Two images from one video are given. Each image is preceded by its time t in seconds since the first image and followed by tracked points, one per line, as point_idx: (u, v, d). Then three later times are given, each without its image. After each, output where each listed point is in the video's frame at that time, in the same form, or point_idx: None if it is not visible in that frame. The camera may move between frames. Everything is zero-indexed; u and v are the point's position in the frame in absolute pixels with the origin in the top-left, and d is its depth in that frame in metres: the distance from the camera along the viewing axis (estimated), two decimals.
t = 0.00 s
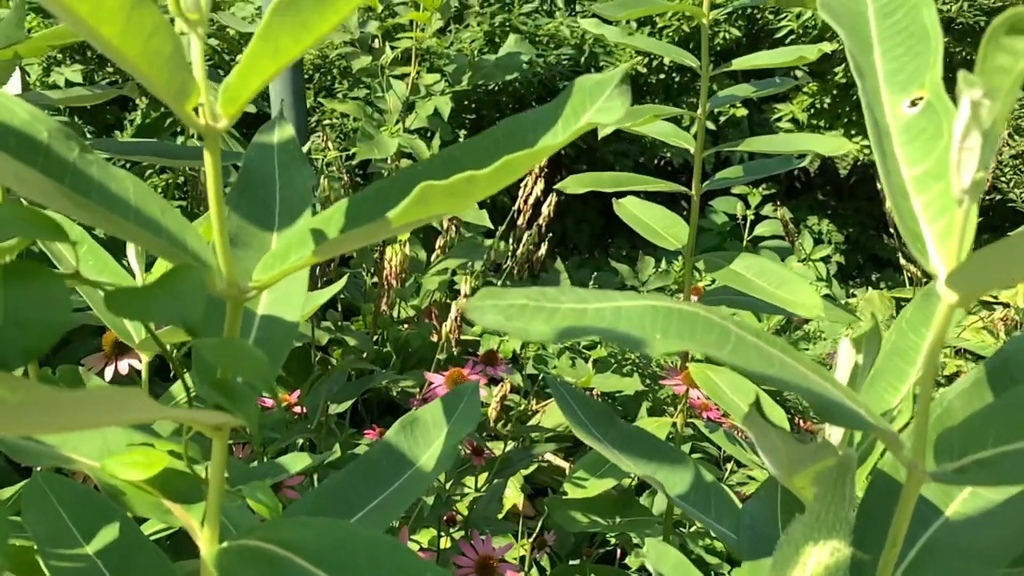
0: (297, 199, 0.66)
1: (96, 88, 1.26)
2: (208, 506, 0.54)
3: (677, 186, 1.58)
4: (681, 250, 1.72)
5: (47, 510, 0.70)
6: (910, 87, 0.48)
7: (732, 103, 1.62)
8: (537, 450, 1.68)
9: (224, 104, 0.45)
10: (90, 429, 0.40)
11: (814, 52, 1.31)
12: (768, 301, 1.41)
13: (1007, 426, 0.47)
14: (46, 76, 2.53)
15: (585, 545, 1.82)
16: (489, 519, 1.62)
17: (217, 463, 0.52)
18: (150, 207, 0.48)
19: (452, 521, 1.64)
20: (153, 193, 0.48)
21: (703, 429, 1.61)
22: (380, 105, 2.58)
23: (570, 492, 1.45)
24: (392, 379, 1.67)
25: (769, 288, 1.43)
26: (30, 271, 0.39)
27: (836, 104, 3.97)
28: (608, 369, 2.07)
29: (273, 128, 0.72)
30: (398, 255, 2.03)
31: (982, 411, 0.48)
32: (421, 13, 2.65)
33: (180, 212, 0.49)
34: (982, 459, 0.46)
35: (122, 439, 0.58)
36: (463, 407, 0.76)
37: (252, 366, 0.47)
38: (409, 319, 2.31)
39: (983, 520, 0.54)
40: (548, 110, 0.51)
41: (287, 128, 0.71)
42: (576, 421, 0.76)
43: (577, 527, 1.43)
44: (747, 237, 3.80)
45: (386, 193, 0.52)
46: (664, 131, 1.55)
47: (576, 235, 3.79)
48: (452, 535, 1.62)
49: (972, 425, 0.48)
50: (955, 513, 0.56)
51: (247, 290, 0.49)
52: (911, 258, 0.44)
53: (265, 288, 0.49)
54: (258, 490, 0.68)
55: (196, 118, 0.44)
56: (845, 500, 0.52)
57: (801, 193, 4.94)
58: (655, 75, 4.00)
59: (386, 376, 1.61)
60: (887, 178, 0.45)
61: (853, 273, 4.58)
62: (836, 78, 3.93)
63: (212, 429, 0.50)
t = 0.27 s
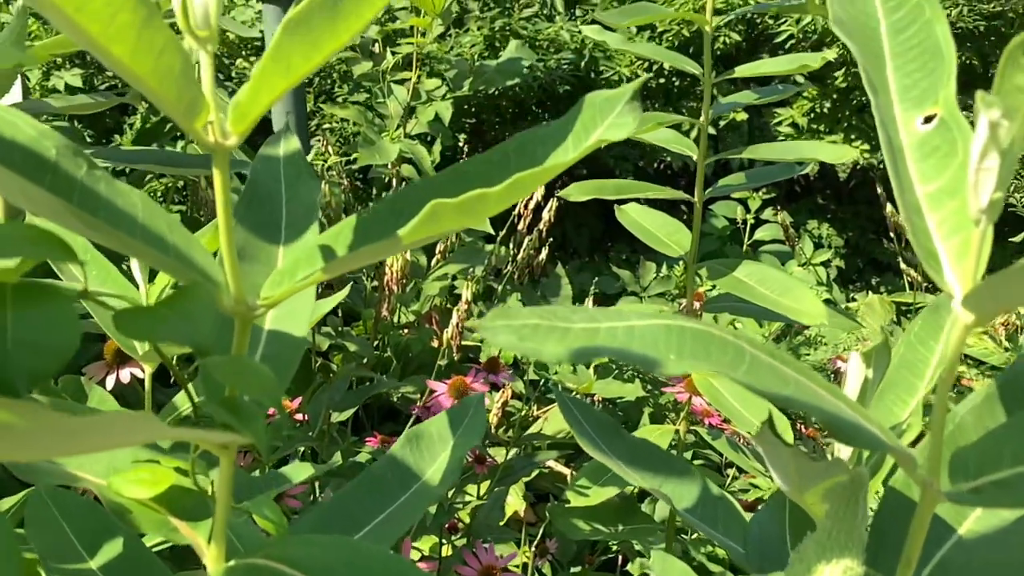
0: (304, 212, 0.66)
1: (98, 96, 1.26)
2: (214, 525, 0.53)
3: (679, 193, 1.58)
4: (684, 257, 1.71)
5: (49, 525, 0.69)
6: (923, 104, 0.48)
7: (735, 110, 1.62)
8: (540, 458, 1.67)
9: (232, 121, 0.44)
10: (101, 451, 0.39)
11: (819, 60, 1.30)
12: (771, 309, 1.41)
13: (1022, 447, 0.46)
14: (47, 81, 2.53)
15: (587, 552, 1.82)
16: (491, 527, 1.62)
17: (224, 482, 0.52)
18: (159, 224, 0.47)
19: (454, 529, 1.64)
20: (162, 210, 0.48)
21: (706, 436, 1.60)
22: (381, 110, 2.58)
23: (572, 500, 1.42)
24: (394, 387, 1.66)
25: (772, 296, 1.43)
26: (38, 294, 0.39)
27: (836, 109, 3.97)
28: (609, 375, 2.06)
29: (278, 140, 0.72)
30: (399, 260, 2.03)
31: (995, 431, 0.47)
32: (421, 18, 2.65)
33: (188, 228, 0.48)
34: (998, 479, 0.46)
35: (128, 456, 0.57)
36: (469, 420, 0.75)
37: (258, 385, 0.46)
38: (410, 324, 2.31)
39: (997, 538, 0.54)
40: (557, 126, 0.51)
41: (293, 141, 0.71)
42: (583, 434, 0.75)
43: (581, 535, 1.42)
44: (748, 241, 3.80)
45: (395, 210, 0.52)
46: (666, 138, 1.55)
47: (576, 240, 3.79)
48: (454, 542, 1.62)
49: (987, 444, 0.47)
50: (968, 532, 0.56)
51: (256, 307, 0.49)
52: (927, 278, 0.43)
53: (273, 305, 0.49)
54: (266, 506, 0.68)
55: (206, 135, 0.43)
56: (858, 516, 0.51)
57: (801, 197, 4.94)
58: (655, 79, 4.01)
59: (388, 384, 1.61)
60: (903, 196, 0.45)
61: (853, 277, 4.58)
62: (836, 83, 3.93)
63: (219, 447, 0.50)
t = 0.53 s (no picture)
0: (311, 224, 0.66)
1: (99, 104, 1.25)
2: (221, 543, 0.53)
3: (682, 201, 1.57)
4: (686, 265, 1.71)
5: (52, 540, 0.67)
6: (936, 120, 0.47)
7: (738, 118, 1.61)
8: (542, 466, 1.67)
9: (242, 139, 0.44)
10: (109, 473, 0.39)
11: (823, 68, 1.30)
12: (774, 318, 1.40)
13: None
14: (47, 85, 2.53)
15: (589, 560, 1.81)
16: (493, 536, 1.60)
17: (232, 500, 0.51)
18: (167, 242, 0.47)
19: (456, 537, 1.63)
20: (170, 228, 0.48)
21: (709, 443, 1.59)
22: (382, 115, 2.58)
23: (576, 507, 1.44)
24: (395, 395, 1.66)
25: (775, 304, 1.42)
26: (47, 314, 0.38)
27: (836, 114, 3.97)
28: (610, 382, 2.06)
29: (284, 153, 0.71)
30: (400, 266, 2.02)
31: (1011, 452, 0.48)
32: (422, 24, 2.65)
33: (196, 246, 0.48)
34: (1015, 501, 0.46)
35: (133, 473, 0.57)
36: (475, 434, 0.75)
37: (267, 405, 0.46)
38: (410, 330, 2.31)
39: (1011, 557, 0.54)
40: (566, 141, 0.51)
41: (299, 153, 0.71)
42: (590, 447, 0.76)
43: (583, 543, 1.41)
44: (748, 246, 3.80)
45: (404, 226, 0.51)
46: (669, 146, 1.54)
47: (576, 244, 3.79)
48: (456, 551, 1.61)
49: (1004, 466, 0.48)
50: (982, 550, 0.56)
51: (265, 326, 0.48)
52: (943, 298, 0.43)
53: (282, 323, 0.49)
54: (272, 522, 0.67)
55: (215, 153, 0.43)
56: (872, 536, 0.52)
57: (801, 201, 4.94)
58: (655, 84, 4.02)
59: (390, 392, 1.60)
60: (918, 214, 0.45)
61: (853, 281, 4.59)
62: (836, 88, 3.93)
63: (227, 466, 0.49)
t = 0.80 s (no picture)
0: (319, 239, 0.65)
1: (102, 114, 1.25)
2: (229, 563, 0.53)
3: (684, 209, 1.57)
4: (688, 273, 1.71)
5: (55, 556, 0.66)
6: (949, 138, 0.47)
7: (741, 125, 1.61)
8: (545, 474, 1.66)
9: (252, 158, 0.44)
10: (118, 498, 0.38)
11: (827, 77, 1.30)
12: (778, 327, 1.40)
13: None
14: (47, 90, 2.53)
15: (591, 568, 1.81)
16: (496, 545, 1.60)
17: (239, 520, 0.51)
18: (176, 261, 0.47)
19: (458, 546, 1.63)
20: (179, 246, 0.48)
21: (712, 451, 1.58)
22: (383, 121, 2.57)
23: (578, 517, 1.43)
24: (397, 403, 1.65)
25: (779, 313, 1.42)
26: (59, 335, 0.38)
27: (836, 119, 3.97)
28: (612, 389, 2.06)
29: (290, 166, 0.71)
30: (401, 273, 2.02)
31: None
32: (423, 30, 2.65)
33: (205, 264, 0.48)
34: None
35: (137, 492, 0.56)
36: (482, 446, 0.74)
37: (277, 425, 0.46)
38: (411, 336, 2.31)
39: None
40: (576, 160, 0.50)
41: (305, 167, 0.71)
42: (598, 462, 0.76)
43: (586, 552, 1.40)
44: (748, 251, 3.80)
45: (413, 243, 0.51)
46: (671, 154, 1.54)
47: (576, 249, 3.79)
48: (458, 560, 1.61)
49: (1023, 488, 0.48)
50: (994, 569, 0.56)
51: (274, 344, 0.48)
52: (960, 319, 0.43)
53: (291, 341, 0.48)
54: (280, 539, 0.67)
55: (225, 173, 0.43)
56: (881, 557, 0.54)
57: (801, 205, 4.94)
58: (655, 89, 4.02)
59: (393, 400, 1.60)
60: (934, 234, 0.44)
61: (853, 286, 4.59)
62: (835, 93, 3.94)
63: (235, 486, 0.49)
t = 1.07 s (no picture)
0: (326, 253, 0.65)
1: (105, 122, 1.24)
2: None
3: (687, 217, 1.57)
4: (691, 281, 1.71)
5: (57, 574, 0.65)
6: (964, 156, 0.47)
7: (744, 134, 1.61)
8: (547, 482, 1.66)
9: (262, 177, 0.43)
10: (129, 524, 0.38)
11: (830, 86, 1.30)
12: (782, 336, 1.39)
13: None
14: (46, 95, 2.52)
15: None
16: (498, 553, 1.59)
17: (247, 540, 0.50)
18: (184, 280, 0.46)
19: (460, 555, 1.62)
20: (187, 265, 0.47)
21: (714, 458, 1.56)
22: (384, 127, 2.57)
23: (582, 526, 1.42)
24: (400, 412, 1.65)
25: (782, 321, 1.42)
26: (67, 362, 0.38)
27: (836, 125, 3.98)
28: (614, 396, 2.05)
29: (296, 179, 0.71)
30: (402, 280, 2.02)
31: None
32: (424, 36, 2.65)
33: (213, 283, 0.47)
34: None
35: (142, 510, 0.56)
36: (488, 460, 0.74)
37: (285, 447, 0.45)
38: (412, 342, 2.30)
39: None
40: (586, 177, 0.50)
41: (311, 180, 0.70)
42: (605, 476, 0.77)
43: (588, 561, 1.40)
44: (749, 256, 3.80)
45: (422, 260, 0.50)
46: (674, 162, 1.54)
47: (576, 255, 3.78)
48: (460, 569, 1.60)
49: None
50: None
51: (283, 364, 0.48)
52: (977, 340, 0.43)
53: (300, 360, 0.48)
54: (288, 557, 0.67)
55: (235, 193, 0.42)
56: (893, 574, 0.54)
57: (801, 210, 4.94)
58: (655, 94, 4.02)
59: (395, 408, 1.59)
60: (949, 253, 0.44)
61: (853, 290, 4.59)
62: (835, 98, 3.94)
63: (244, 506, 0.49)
